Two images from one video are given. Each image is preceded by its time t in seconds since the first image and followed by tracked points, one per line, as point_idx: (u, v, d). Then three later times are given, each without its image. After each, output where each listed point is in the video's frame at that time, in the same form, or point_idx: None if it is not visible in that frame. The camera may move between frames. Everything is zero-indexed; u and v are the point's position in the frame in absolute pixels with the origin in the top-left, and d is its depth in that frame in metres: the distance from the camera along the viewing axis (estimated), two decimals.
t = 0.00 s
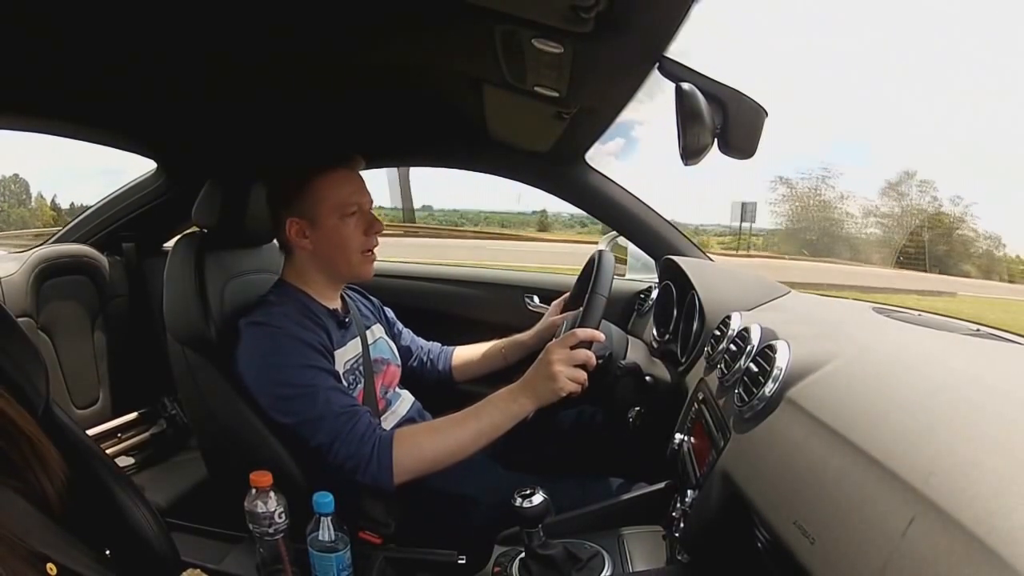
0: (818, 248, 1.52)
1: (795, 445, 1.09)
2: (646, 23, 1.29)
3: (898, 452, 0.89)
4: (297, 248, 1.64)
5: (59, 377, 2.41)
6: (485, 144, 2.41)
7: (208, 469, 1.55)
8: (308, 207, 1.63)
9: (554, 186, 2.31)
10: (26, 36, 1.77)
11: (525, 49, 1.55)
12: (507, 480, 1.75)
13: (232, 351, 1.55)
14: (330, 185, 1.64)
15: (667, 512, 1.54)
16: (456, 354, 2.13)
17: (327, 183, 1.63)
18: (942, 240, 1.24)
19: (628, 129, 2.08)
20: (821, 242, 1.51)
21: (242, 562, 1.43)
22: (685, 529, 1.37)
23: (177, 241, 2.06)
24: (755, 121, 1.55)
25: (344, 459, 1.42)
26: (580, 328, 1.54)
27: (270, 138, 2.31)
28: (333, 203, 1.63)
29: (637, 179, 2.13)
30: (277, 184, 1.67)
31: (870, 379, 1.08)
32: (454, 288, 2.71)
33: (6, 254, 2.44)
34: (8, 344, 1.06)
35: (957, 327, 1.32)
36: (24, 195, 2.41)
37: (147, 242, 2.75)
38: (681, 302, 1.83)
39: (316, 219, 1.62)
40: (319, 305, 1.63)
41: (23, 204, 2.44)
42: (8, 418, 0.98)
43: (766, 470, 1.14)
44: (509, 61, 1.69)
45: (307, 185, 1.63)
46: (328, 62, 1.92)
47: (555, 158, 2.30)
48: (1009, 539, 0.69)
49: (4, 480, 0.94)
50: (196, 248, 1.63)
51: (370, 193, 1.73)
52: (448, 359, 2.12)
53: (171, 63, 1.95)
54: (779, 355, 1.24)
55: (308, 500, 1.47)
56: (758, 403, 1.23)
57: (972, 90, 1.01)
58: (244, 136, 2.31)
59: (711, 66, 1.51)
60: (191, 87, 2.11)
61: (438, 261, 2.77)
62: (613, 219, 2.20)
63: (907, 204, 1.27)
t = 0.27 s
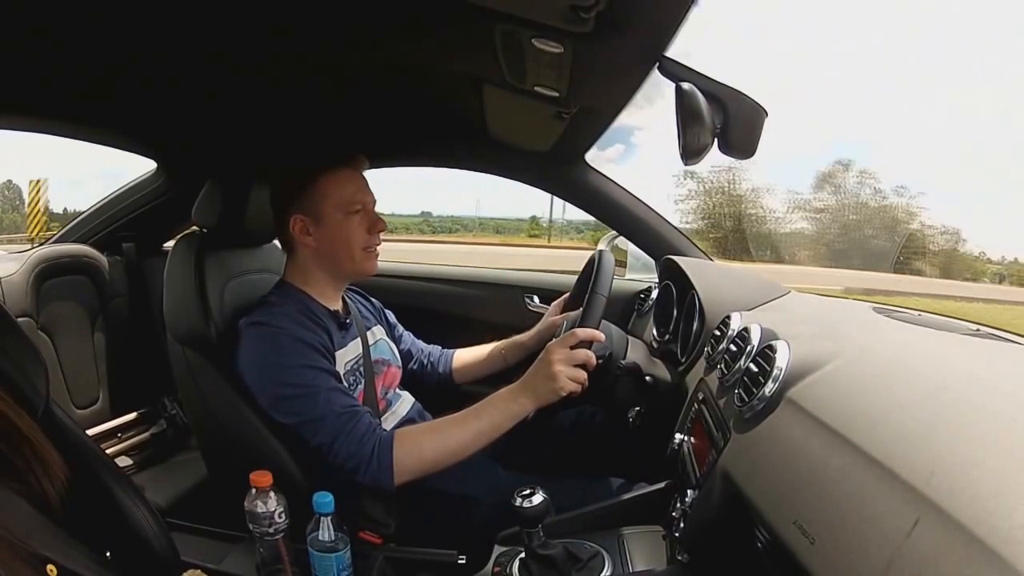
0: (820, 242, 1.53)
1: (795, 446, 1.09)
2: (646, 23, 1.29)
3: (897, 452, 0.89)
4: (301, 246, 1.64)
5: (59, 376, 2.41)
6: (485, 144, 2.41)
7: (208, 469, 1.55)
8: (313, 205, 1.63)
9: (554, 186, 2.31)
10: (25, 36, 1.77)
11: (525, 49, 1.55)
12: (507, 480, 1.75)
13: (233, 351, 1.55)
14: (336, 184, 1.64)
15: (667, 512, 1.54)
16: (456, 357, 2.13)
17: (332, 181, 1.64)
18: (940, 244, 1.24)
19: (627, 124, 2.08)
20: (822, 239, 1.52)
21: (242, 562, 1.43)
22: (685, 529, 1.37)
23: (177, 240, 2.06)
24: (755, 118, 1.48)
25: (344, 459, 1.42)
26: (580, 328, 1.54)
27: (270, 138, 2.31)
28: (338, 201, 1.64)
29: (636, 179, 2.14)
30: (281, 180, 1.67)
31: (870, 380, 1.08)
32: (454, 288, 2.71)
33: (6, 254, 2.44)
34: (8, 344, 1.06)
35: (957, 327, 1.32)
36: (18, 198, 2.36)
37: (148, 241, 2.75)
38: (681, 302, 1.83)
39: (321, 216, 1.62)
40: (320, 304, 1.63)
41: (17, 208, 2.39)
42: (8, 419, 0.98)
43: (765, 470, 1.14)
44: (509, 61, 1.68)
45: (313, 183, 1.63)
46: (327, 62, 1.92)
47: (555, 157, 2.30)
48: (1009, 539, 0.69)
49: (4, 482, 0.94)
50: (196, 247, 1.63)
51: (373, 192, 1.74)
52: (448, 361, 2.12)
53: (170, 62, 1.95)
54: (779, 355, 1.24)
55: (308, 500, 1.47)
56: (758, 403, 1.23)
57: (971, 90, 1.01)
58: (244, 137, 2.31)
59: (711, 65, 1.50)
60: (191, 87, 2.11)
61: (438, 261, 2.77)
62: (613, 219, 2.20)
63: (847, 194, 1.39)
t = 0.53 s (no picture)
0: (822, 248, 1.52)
1: (795, 446, 1.09)
2: (646, 24, 1.29)
3: (897, 452, 0.89)
4: (301, 247, 1.64)
5: (59, 376, 2.41)
6: (485, 144, 2.41)
7: (208, 469, 1.55)
8: (312, 206, 1.63)
9: (554, 186, 2.31)
10: (25, 36, 1.77)
11: (525, 49, 1.55)
12: (507, 480, 1.75)
13: (233, 351, 1.55)
14: (335, 184, 1.64)
15: (667, 512, 1.54)
16: (455, 357, 2.13)
17: (331, 182, 1.64)
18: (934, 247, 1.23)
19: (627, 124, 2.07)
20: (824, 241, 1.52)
21: (242, 562, 1.43)
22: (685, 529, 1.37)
23: (177, 240, 2.06)
24: (755, 118, 1.48)
25: (344, 459, 1.42)
26: (580, 328, 1.54)
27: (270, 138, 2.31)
28: (337, 202, 1.64)
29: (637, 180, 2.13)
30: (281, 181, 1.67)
31: (870, 380, 1.08)
32: (454, 288, 2.71)
33: (6, 253, 2.44)
34: (8, 344, 1.06)
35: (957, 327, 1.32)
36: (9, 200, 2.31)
37: (148, 241, 2.77)
38: (681, 302, 1.83)
39: (321, 217, 1.62)
40: (319, 305, 1.63)
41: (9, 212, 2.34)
42: (7, 420, 0.98)
43: (765, 470, 1.14)
44: (509, 61, 1.68)
45: (311, 183, 1.63)
46: (327, 62, 1.92)
47: (555, 157, 2.30)
48: (1009, 539, 0.69)
49: (4, 483, 0.94)
50: (196, 247, 1.63)
51: (373, 192, 1.73)
52: (447, 361, 2.12)
53: (170, 62, 1.95)
54: (779, 355, 1.24)
55: (308, 500, 1.47)
56: (758, 403, 1.23)
57: (970, 90, 1.01)
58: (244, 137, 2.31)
59: (711, 66, 1.50)
60: (191, 87, 2.11)
61: (437, 262, 2.77)
62: (613, 219, 2.20)
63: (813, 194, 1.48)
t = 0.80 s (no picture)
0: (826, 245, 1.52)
1: (795, 446, 1.09)
2: (645, 24, 1.29)
3: (897, 452, 0.89)
4: (295, 249, 1.65)
5: (59, 376, 2.41)
6: (485, 144, 2.41)
7: (208, 469, 1.54)
8: (304, 208, 1.63)
9: (554, 186, 2.31)
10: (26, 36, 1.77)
11: (525, 49, 1.55)
12: (507, 480, 1.75)
13: (233, 351, 1.55)
14: (327, 186, 1.64)
15: (667, 512, 1.54)
16: (454, 357, 2.12)
17: (323, 184, 1.64)
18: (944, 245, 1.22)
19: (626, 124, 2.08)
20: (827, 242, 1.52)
21: (242, 562, 1.43)
22: (685, 529, 1.37)
23: (177, 240, 2.06)
24: (755, 118, 1.47)
25: (345, 459, 1.42)
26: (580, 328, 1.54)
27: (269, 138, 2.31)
28: (330, 203, 1.64)
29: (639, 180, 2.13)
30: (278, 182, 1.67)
31: (870, 380, 1.08)
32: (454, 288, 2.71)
33: (5, 253, 2.44)
34: (8, 345, 1.06)
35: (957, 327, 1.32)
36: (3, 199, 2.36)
37: (148, 241, 2.77)
38: (681, 303, 1.83)
39: (313, 219, 1.63)
40: (319, 306, 1.63)
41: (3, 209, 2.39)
42: (8, 421, 0.98)
43: (765, 470, 1.14)
44: (509, 61, 1.68)
45: (303, 186, 1.63)
46: (327, 62, 1.92)
47: (555, 157, 2.31)
48: (1009, 539, 0.69)
49: (4, 484, 0.94)
50: (196, 248, 1.63)
51: (367, 192, 1.72)
52: (447, 362, 2.11)
53: (170, 62, 1.95)
54: (779, 355, 1.24)
55: (308, 501, 1.47)
56: (758, 403, 1.23)
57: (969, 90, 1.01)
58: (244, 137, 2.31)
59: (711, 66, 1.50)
60: (191, 87, 2.11)
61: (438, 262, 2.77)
62: (613, 219, 2.21)
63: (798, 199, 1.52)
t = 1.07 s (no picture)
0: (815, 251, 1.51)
1: (795, 446, 1.09)
2: (645, 25, 1.29)
3: (897, 452, 0.89)
4: (296, 246, 1.65)
5: (59, 376, 2.42)
6: (485, 144, 2.41)
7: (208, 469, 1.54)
8: (305, 205, 1.63)
9: (555, 186, 2.31)
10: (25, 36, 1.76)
11: (525, 49, 1.55)
12: (507, 480, 1.75)
13: (233, 351, 1.55)
14: (327, 183, 1.64)
15: (667, 513, 1.55)
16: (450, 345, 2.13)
17: (323, 181, 1.64)
18: (951, 249, 1.19)
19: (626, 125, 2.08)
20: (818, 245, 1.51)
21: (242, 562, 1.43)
22: (685, 529, 1.37)
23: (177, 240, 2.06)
24: (755, 118, 1.49)
25: (344, 459, 1.42)
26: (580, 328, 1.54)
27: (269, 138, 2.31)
28: (331, 200, 1.64)
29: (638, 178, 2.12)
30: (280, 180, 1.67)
31: (870, 380, 1.08)
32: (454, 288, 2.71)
33: (5, 253, 2.44)
34: (8, 345, 1.06)
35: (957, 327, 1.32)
36: None
37: (147, 241, 2.77)
38: (681, 302, 1.83)
39: (313, 216, 1.63)
40: (318, 304, 1.63)
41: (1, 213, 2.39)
42: (7, 420, 0.98)
43: (765, 470, 1.14)
44: (509, 61, 1.68)
45: (303, 183, 1.63)
46: (327, 62, 1.91)
47: (555, 158, 2.31)
48: (1008, 539, 0.69)
49: (4, 483, 0.94)
50: (196, 248, 1.63)
51: (368, 190, 1.73)
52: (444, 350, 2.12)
53: (170, 62, 1.95)
54: (779, 356, 1.24)
55: (308, 500, 1.47)
56: (757, 403, 1.23)
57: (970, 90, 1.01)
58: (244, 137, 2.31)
59: (711, 66, 1.50)
60: (191, 87, 2.11)
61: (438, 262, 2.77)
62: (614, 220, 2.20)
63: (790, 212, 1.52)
